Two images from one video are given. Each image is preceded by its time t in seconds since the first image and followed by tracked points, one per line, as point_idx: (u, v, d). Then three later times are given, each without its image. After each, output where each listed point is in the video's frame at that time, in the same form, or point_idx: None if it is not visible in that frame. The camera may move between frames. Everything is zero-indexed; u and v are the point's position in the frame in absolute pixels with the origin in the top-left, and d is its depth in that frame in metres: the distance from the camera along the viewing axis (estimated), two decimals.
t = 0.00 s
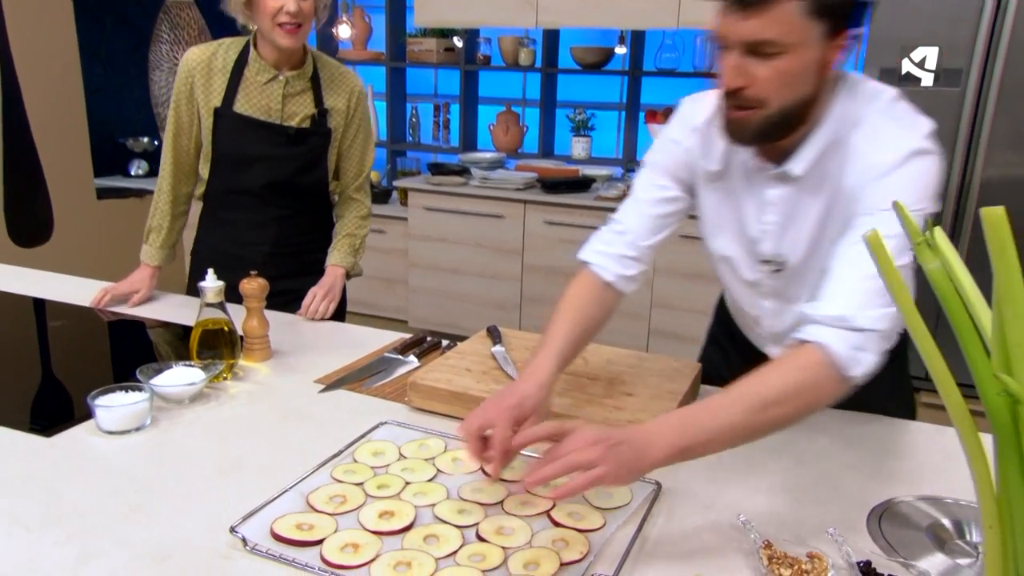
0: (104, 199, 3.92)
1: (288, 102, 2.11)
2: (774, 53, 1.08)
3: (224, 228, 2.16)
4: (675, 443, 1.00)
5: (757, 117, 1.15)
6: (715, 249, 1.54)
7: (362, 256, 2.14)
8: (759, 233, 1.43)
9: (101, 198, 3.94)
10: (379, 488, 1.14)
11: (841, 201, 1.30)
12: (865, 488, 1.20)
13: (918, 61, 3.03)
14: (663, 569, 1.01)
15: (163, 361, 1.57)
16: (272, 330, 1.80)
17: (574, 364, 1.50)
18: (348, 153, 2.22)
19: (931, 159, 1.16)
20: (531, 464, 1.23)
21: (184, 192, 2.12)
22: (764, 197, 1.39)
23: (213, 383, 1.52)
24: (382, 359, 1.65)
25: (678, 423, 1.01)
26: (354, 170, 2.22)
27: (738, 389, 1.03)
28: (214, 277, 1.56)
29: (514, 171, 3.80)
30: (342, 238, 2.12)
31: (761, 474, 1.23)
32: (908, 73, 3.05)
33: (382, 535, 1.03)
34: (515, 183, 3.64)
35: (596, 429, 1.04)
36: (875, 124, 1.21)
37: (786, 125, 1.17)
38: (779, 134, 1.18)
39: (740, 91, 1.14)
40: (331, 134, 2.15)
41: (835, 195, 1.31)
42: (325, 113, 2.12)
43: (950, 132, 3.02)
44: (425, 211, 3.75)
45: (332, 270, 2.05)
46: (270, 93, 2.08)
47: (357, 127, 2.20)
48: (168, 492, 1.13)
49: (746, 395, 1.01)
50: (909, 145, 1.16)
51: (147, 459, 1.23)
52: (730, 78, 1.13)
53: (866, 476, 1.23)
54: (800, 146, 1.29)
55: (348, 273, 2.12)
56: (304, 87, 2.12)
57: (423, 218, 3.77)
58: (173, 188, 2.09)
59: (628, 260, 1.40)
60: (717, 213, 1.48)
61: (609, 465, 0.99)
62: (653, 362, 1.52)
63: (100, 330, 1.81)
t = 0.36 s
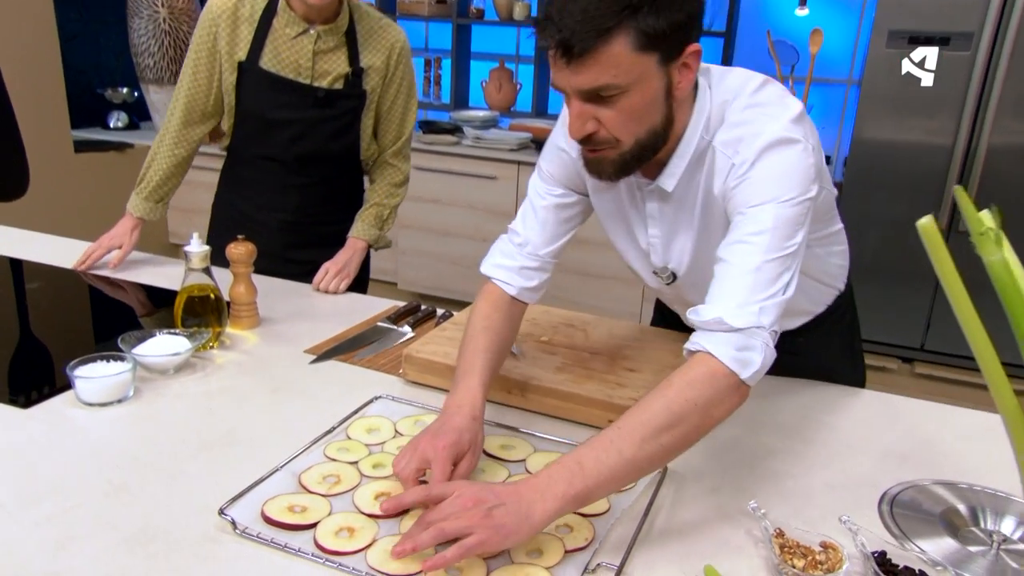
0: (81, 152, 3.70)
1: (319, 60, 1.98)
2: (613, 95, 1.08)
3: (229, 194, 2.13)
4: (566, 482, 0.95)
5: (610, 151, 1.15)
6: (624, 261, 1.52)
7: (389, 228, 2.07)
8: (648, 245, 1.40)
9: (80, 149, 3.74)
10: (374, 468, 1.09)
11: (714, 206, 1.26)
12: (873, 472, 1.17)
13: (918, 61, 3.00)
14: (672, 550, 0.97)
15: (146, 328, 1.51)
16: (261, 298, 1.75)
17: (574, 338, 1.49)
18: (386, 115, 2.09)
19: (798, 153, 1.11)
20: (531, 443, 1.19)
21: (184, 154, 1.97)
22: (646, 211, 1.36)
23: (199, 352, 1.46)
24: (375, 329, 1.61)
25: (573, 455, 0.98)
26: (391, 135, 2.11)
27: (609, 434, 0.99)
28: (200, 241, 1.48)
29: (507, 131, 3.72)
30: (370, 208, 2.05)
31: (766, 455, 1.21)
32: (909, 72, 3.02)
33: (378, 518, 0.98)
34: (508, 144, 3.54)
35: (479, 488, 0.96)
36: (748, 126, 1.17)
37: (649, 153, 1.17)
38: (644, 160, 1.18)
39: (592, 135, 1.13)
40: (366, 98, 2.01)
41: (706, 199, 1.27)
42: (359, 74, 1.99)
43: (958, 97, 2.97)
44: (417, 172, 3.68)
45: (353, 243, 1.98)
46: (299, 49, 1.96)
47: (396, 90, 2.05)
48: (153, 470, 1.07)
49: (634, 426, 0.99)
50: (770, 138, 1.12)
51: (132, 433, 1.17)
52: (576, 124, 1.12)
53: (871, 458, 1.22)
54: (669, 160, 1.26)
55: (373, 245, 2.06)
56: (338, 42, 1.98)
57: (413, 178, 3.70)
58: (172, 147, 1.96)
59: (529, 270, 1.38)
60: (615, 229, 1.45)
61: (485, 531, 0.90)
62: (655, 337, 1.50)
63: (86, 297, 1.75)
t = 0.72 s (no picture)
0: (78, 102, 3.57)
1: (336, 21, 1.90)
2: (604, 76, 1.00)
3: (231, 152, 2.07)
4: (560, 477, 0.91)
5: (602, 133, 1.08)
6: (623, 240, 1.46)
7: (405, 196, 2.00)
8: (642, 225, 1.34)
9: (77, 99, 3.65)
10: (376, 444, 1.05)
11: (710, 185, 1.19)
12: (892, 455, 1.14)
13: (918, 61, 2.97)
14: (685, 536, 0.94)
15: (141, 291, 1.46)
16: (261, 261, 1.70)
17: (584, 308, 1.44)
18: (408, 77, 1.99)
19: (799, 132, 1.03)
20: (539, 419, 1.15)
21: (190, 116, 1.86)
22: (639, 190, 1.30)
23: (197, 316, 1.41)
24: (378, 295, 1.56)
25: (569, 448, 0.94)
26: (413, 101, 2.02)
27: (609, 425, 0.94)
28: (199, 201, 1.41)
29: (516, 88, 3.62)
30: (387, 174, 1.98)
31: (782, 435, 1.17)
32: (908, 73, 2.99)
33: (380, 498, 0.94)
34: (516, 102, 3.45)
35: (464, 481, 0.91)
36: (749, 100, 1.10)
37: (641, 135, 1.10)
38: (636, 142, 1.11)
39: (583, 116, 1.06)
40: (385, 61, 1.91)
41: (701, 178, 1.20)
42: (377, 36, 1.89)
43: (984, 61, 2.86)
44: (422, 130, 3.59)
45: (365, 210, 1.92)
46: (314, 9, 1.87)
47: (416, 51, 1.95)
48: (147, 441, 1.02)
49: (635, 417, 0.94)
50: (770, 114, 1.06)
51: (126, 402, 1.12)
52: (564, 104, 1.06)
53: (890, 439, 1.18)
54: (663, 140, 1.19)
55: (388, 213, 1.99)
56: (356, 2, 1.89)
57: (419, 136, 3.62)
58: (177, 109, 1.85)
59: (520, 249, 1.32)
60: (608, 208, 1.39)
61: (473, 528, 0.84)
62: (668, 309, 1.45)
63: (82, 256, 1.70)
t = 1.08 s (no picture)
0: (86, 51, 3.51)
1: None
2: None
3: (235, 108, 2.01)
4: (784, 361, 0.89)
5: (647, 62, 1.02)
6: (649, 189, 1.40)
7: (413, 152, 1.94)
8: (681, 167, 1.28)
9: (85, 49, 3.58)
10: (378, 412, 1.02)
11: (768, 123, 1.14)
12: (915, 436, 1.09)
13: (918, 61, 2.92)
14: (696, 517, 0.90)
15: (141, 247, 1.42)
16: (266, 219, 1.65)
17: (596, 276, 1.39)
18: (416, 29, 1.90)
19: (878, 67, 0.99)
20: (546, 391, 1.11)
21: (195, 58, 1.81)
22: (682, 132, 1.25)
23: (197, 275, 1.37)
24: (384, 257, 1.52)
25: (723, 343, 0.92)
26: (421, 55, 1.93)
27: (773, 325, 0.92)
28: (200, 156, 1.36)
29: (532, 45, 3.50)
30: (395, 129, 1.92)
31: (799, 414, 1.13)
32: (908, 73, 2.95)
33: (379, 470, 0.91)
34: (532, 60, 3.36)
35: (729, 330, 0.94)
36: (812, 33, 1.04)
37: (688, 68, 1.04)
38: (684, 75, 1.05)
39: (631, 37, 1.01)
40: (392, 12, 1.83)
41: (762, 117, 1.15)
42: None
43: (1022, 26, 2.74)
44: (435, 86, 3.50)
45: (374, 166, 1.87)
46: None
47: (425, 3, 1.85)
48: (141, 405, 0.99)
49: (763, 334, 0.91)
50: (844, 67, 0.98)
51: (122, 364, 1.08)
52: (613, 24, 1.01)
53: (911, 419, 1.13)
54: (712, 78, 1.15)
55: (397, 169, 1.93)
56: None
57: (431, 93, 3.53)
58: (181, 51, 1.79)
59: (536, 173, 1.36)
60: (643, 150, 1.33)
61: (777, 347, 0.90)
62: (684, 279, 1.40)
63: (83, 211, 1.66)
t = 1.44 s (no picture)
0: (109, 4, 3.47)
1: None
2: None
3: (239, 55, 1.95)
4: None
5: None
6: (756, 65, 1.31)
7: (429, 92, 1.80)
8: (821, 31, 1.23)
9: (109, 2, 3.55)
10: (381, 378, 0.98)
11: None
12: (946, 417, 1.04)
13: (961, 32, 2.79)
14: (708, 497, 0.86)
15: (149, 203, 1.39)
16: (279, 177, 1.62)
17: (615, 242, 1.34)
18: None
19: None
20: (557, 360, 1.07)
21: None
22: None
23: (205, 232, 1.34)
24: (396, 218, 1.47)
25: None
26: None
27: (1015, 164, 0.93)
28: (206, 109, 1.32)
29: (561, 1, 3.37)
30: (408, 69, 1.77)
31: (822, 390, 1.07)
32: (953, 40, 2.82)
33: (379, 438, 0.88)
34: (560, 17, 3.24)
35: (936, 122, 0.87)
36: None
37: None
38: None
39: None
40: None
41: None
42: None
43: None
44: (460, 44, 3.42)
45: (390, 107, 1.73)
46: None
47: None
48: (139, 365, 0.96)
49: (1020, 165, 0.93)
50: None
51: (122, 322, 1.06)
52: None
53: (942, 399, 1.08)
54: None
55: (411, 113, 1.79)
56: None
57: (456, 51, 3.45)
58: None
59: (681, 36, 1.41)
60: (767, 11, 1.27)
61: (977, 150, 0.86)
62: (707, 246, 1.34)
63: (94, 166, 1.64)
